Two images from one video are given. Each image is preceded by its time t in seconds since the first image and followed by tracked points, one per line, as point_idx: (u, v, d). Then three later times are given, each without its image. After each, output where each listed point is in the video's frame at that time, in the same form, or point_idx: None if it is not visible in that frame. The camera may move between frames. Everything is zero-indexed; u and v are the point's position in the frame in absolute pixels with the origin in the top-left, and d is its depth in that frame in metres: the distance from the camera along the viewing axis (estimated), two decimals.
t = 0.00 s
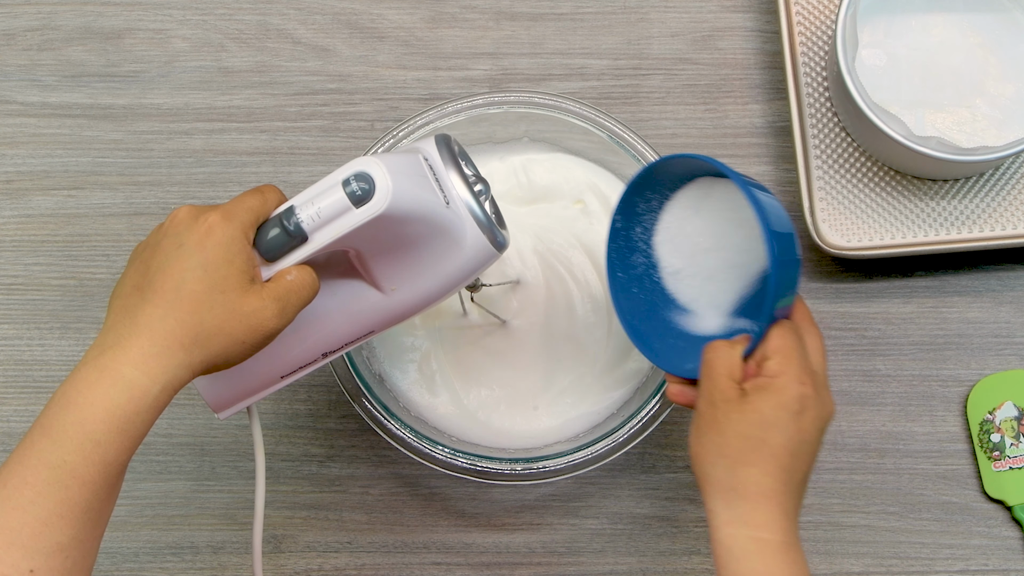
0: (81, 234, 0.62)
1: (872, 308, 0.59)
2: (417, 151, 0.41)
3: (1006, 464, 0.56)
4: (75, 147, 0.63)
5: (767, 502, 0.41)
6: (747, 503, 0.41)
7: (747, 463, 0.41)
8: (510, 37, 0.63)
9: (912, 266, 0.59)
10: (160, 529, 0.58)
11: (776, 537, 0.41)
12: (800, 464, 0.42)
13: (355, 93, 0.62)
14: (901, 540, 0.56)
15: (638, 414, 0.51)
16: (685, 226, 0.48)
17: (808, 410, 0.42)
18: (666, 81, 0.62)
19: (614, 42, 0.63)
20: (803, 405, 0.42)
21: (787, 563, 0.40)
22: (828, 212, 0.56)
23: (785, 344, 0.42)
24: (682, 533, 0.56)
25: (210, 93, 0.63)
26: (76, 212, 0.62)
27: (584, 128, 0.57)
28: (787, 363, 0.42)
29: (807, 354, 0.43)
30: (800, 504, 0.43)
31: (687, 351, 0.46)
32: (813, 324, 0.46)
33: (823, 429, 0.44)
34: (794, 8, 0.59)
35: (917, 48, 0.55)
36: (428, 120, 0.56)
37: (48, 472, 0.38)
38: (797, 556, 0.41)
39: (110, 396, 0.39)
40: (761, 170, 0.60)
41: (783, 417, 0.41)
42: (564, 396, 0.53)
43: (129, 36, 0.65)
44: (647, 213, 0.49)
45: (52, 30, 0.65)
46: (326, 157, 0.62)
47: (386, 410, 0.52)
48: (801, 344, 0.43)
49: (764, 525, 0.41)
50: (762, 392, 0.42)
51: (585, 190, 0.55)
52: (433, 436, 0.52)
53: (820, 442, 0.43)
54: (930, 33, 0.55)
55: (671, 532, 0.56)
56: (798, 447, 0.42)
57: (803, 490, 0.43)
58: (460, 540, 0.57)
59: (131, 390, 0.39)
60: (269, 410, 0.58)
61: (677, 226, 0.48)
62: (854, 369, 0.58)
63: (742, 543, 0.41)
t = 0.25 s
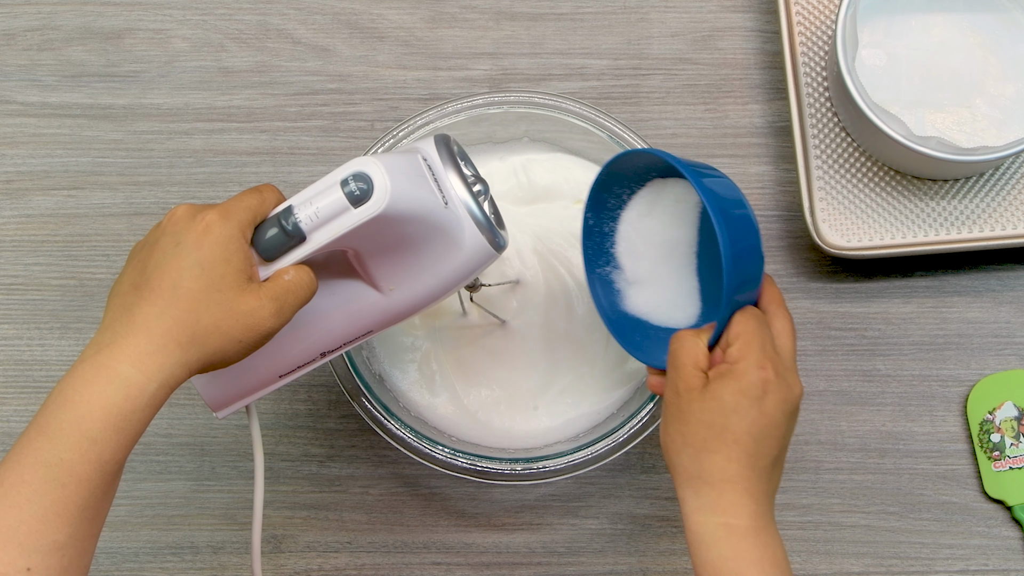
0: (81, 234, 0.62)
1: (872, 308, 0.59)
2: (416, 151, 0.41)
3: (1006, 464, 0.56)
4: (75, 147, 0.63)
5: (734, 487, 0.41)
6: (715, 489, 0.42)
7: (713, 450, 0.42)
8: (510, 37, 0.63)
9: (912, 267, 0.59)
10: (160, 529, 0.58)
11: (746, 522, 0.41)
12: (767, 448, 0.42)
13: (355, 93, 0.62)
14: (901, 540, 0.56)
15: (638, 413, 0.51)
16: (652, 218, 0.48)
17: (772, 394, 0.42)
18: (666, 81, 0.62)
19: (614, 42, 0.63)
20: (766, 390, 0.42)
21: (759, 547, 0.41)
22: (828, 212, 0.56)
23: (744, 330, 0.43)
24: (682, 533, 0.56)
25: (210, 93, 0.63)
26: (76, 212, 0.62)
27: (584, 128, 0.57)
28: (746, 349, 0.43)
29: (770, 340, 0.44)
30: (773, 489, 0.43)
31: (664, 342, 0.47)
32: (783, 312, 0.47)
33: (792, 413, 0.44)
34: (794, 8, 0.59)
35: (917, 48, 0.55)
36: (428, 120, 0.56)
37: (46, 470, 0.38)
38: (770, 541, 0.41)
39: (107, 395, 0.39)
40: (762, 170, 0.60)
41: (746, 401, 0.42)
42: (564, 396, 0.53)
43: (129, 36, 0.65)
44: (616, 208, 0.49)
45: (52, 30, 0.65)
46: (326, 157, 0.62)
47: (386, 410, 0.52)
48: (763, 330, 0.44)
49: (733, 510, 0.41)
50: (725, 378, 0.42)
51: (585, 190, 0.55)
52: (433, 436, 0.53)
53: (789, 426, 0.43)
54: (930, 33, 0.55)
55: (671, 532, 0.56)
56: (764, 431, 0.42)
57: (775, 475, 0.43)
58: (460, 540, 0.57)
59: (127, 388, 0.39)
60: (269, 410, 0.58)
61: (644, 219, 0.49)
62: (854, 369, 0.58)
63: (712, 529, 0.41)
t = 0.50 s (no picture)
0: (81, 234, 0.62)
1: (872, 308, 0.59)
2: (416, 152, 0.41)
3: (1006, 464, 0.56)
4: (75, 147, 0.63)
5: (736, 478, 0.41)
6: (717, 480, 0.42)
7: (716, 442, 0.42)
8: (510, 38, 0.63)
9: (912, 267, 0.59)
10: (160, 529, 0.58)
11: (746, 513, 0.41)
12: (767, 441, 0.43)
13: (355, 93, 0.62)
14: (901, 540, 0.56)
15: (638, 413, 0.51)
16: (639, 216, 0.49)
17: (772, 387, 0.43)
18: (666, 81, 0.62)
19: (614, 42, 0.63)
20: (768, 383, 0.42)
21: (758, 538, 0.41)
22: (828, 212, 0.56)
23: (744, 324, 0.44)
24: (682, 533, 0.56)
25: (210, 93, 0.63)
26: (76, 213, 0.62)
27: (584, 128, 0.57)
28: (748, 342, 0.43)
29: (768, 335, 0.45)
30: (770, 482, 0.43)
31: (651, 339, 0.48)
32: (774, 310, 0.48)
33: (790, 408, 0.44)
34: (794, 7, 0.59)
35: (917, 48, 0.55)
36: (428, 120, 0.56)
37: (45, 470, 0.38)
38: (768, 533, 0.41)
39: (106, 395, 0.39)
40: (762, 170, 0.60)
41: (748, 393, 0.42)
42: (564, 396, 0.53)
43: (129, 36, 0.65)
44: (603, 205, 0.49)
45: (52, 30, 0.65)
46: (326, 157, 0.62)
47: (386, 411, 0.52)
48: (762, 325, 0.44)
49: (734, 501, 0.41)
50: (728, 371, 0.42)
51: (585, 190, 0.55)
52: (433, 436, 0.53)
53: (787, 420, 0.44)
54: (930, 33, 0.55)
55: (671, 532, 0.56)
56: (764, 424, 0.42)
57: (772, 467, 0.43)
58: (460, 540, 0.57)
59: (127, 389, 0.39)
60: (269, 410, 0.58)
61: (631, 217, 0.49)
62: (854, 369, 0.58)
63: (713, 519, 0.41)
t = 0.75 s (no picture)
0: (80, 234, 0.62)
1: (872, 308, 0.59)
2: (416, 150, 0.41)
3: (1006, 464, 0.56)
4: (75, 147, 0.63)
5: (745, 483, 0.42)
6: (726, 485, 0.42)
7: (725, 446, 0.42)
8: (510, 37, 0.63)
9: (912, 267, 0.59)
10: (160, 529, 0.58)
11: (754, 518, 0.41)
12: (775, 446, 0.43)
13: (355, 93, 0.62)
14: (901, 540, 0.56)
15: (638, 414, 0.51)
16: (644, 221, 0.49)
17: (782, 392, 0.43)
18: (666, 80, 0.62)
19: (614, 42, 0.63)
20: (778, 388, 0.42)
21: (766, 542, 0.41)
22: (828, 212, 0.56)
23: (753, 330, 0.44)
24: (682, 533, 0.56)
25: (210, 93, 0.63)
26: (76, 213, 0.62)
27: (584, 128, 0.57)
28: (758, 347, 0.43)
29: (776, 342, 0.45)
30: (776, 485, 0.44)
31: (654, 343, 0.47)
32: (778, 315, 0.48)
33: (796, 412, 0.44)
34: (794, 7, 0.59)
35: (917, 48, 0.55)
36: (428, 120, 0.56)
37: (43, 467, 0.38)
38: (774, 537, 0.41)
39: (106, 392, 0.39)
40: (762, 170, 0.60)
41: (758, 399, 0.42)
42: (564, 396, 0.53)
43: (129, 36, 0.65)
44: (608, 207, 0.50)
45: (52, 30, 0.65)
46: (326, 157, 0.62)
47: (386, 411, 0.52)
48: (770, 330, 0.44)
49: (744, 506, 0.41)
50: (739, 376, 0.42)
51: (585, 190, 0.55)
52: (433, 436, 0.53)
53: (793, 424, 0.44)
54: (930, 33, 0.55)
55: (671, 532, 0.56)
56: (773, 428, 0.42)
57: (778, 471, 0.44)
58: (460, 540, 0.57)
59: (126, 386, 0.39)
60: (269, 410, 0.58)
61: (636, 221, 0.49)
62: (854, 369, 0.58)
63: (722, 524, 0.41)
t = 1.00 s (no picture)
0: (80, 234, 0.62)
1: (872, 308, 0.59)
2: (407, 147, 0.41)
3: (1006, 464, 0.56)
4: (75, 147, 0.63)
5: (720, 478, 0.41)
6: (701, 481, 0.41)
7: (694, 442, 0.41)
8: (510, 37, 0.63)
9: (912, 267, 0.59)
10: (160, 529, 0.58)
11: (728, 512, 0.41)
12: (754, 439, 0.41)
13: (355, 93, 0.62)
14: (901, 540, 0.56)
15: (638, 413, 0.51)
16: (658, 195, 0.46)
17: (762, 385, 0.41)
18: (666, 81, 0.62)
19: (614, 42, 0.63)
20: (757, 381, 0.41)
21: (744, 536, 0.40)
22: (828, 212, 0.56)
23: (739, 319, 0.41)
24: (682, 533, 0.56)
25: (210, 93, 0.63)
26: (76, 213, 0.62)
27: (585, 129, 0.57)
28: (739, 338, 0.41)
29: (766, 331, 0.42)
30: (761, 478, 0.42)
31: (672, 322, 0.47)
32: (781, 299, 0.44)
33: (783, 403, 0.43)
34: (794, 8, 0.60)
35: (917, 48, 0.55)
36: (428, 120, 0.56)
37: (38, 466, 0.38)
38: (755, 531, 0.41)
39: (99, 390, 0.39)
40: (762, 170, 0.60)
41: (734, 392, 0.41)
42: (564, 396, 0.53)
43: (129, 36, 0.65)
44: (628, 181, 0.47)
45: (52, 30, 0.65)
46: (326, 157, 0.62)
47: (386, 411, 0.52)
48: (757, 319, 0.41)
49: (721, 500, 0.41)
50: (714, 370, 0.41)
51: (585, 190, 0.55)
52: (433, 436, 0.52)
53: (776, 415, 0.42)
54: (930, 33, 0.55)
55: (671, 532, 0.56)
56: (747, 422, 0.41)
57: (763, 463, 0.43)
58: (460, 540, 0.57)
59: (118, 383, 0.39)
60: (269, 410, 0.58)
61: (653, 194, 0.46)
62: (854, 369, 0.58)
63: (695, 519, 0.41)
